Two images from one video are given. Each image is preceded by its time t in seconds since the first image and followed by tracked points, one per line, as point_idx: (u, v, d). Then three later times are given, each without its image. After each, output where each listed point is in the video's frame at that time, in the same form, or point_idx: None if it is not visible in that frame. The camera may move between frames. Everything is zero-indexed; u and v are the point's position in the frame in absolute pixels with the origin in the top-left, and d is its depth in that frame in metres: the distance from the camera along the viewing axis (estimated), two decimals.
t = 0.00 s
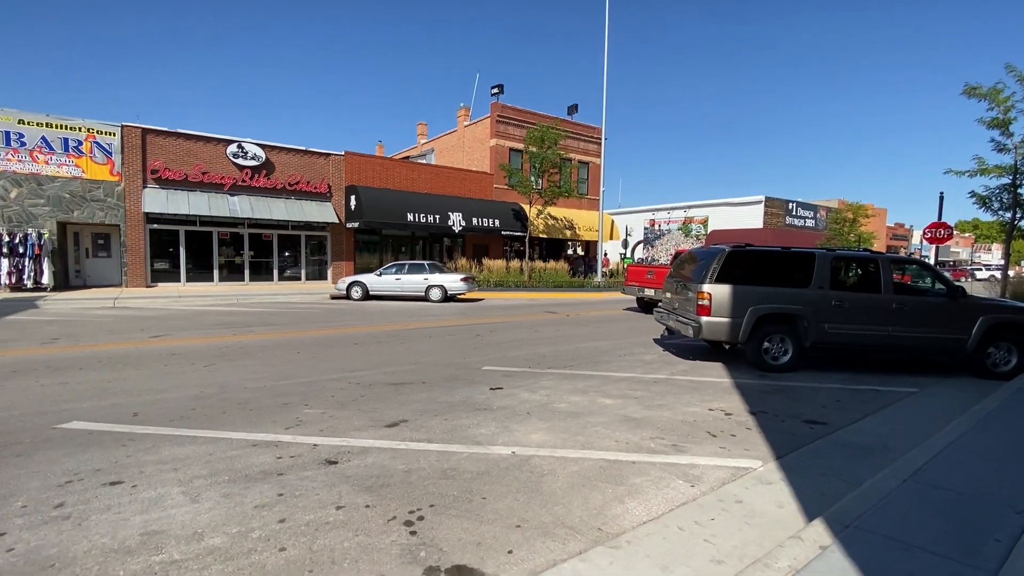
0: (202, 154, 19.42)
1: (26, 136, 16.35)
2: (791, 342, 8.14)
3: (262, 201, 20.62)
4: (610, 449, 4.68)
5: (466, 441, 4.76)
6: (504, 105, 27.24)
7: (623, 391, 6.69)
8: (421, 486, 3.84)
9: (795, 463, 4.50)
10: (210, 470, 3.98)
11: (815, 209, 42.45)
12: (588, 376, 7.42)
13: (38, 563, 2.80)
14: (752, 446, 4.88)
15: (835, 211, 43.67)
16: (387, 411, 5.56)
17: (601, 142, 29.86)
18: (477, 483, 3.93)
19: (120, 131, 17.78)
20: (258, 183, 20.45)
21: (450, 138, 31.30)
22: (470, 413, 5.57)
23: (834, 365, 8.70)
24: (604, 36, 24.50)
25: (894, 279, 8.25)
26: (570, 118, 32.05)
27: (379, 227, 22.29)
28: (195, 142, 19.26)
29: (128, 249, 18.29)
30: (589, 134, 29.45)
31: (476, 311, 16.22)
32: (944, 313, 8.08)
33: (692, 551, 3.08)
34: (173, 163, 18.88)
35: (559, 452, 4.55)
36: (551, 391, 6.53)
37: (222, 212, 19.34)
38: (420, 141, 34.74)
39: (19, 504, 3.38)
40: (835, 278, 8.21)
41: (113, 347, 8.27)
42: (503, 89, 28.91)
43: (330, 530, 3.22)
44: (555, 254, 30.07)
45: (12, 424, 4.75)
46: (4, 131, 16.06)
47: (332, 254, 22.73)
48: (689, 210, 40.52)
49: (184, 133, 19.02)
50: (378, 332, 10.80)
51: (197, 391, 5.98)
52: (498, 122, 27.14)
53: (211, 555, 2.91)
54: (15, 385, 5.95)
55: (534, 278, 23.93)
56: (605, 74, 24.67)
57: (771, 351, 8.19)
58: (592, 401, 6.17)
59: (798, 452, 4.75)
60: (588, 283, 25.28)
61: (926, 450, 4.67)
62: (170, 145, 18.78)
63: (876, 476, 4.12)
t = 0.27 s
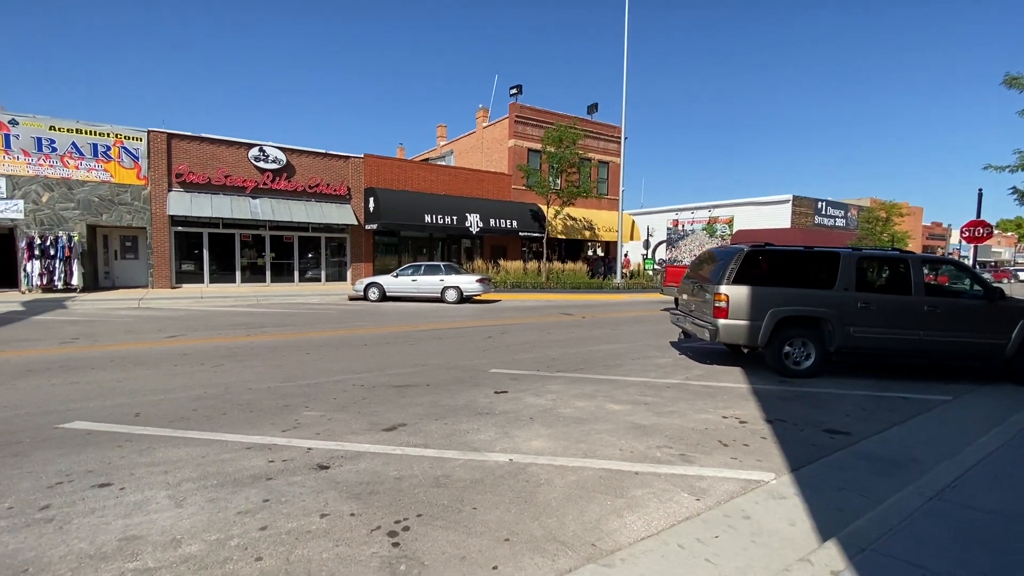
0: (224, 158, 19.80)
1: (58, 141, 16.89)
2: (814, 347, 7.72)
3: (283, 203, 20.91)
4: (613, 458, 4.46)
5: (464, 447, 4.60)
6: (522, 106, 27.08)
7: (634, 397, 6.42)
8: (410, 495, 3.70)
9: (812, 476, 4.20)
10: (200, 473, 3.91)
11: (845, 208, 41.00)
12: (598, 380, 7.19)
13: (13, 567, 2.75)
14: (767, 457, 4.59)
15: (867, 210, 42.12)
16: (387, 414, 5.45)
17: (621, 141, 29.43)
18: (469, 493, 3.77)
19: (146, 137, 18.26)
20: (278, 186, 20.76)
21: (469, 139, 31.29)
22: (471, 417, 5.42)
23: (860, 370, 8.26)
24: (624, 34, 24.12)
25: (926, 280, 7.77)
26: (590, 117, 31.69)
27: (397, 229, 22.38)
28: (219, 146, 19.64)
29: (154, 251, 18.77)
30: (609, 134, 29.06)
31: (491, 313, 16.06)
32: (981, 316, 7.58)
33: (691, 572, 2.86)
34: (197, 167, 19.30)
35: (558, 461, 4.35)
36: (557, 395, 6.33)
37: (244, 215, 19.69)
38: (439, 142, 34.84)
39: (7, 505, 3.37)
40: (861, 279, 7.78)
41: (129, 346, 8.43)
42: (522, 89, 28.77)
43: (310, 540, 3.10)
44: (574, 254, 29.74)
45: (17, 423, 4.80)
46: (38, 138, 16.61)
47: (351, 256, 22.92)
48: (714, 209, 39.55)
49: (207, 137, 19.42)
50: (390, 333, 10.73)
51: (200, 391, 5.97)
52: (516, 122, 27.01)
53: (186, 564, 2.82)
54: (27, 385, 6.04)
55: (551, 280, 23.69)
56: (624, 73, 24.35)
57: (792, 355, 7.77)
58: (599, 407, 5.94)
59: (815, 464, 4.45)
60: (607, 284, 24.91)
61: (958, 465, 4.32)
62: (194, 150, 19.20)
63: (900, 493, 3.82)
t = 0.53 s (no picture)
0: (247, 162, 20.18)
1: (88, 147, 17.46)
2: (837, 352, 7.33)
3: (303, 206, 21.18)
4: (615, 468, 4.25)
5: (460, 455, 4.45)
6: (541, 106, 26.89)
7: (644, 403, 6.17)
8: (399, 504, 3.57)
9: (828, 493, 3.92)
10: (190, 477, 3.87)
11: (877, 206, 39.56)
12: (608, 385, 6.96)
13: None
14: (781, 469, 4.32)
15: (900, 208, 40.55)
16: (387, 418, 5.34)
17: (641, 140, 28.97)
18: (460, 503, 3.62)
19: (172, 142, 18.74)
20: (299, 188, 21.04)
21: (488, 140, 31.25)
22: (472, 422, 5.27)
23: (889, 377, 7.82)
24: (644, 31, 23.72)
25: (960, 282, 7.31)
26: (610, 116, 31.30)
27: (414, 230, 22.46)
28: (241, 150, 20.03)
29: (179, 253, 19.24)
30: (629, 133, 28.65)
31: (506, 315, 15.89)
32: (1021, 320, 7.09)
33: None
34: (221, 171, 19.72)
35: (557, 471, 4.17)
36: (564, 401, 6.14)
37: (265, 217, 20.02)
38: (458, 144, 34.88)
39: None
40: (889, 281, 7.35)
41: (145, 346, 8.58)
42: (540, 89, 28.57)
43: (289, 551, 2.99)
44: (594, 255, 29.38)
45: (23, 423, 4.87)
46: (70, 144, 17.19)
47: (370, 257, 23.07)
48: (739, 209, 38.53)
49: (230, 141, 19.82)
50: (401, 334, 10.68)
51: (205, 392, 5.98)
52: (535, 123, 26.82)
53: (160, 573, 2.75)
54: (39, 385, 6.16)
55: (569, 281, 23.43)
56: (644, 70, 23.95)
57: (814, 360, 7.40)
58: (606, 413, 5.73)
59: (833, 479, 4.16)
60: (627, 286, 24.49)
61: (994, 483, 3.98)
62: (218, 154, 19.62)
63: (927, 513, 3.52)
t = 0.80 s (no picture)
0: (268, 166, 20.49)
1: (116, 153, 17.95)
2: (866, 358, 6.90)
3: (323, 209, 21.38)
4: (619, 481, 4.01)
5: (458, 463, 4.27)
6: (560, 106, 26.62)
7: (657, 411, 5.89)
8: (387, 516, 3.40)
9: (852, 511, 3.60)
10: (180, 482, 3.78)
11: (912, 205, 37.99)
12: (620, 390, 6.69)
13: None
14: (800, 484, 4.00)
15: (937, 207, 38.85)
16: (387, 423, 5.20)
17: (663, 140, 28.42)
18: (452, 516, 3.43)
19: (196, 147, 19.15)
20: (318, 192, 21.25)
21: (506, 142, 31.11)
22: (474, 429, 5.08)
23: (922, 385, 7.34)
24: (665, 28, 23.23)
25: (1001, 283, 6.81)
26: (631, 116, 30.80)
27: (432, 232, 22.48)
28: (263, 154, 20.34)
29: (202, 255, 19.64)
30: (650, 132, 28.15)
31: (522, 317, 15.67)
32: None
33: None
34: (243, 175, 20.05)
35: (558, 482, 3.95)
36: (572, 407, 5.90)
37: (286, 220, 20.28)
38: (477, 146, 34.86)
39: None
40: (924, 282, 6.88)
41: (160, 348, 8.67)
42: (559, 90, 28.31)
43: (268, 566, 2.84)
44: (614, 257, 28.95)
45: (28, 424, 4.88)
46: (99, 150, 17.69)
47: (388, 259, 23.16)
48: (765, 209, 37.45)
49: (252, 146, 20.15)
50: (413, 337, 10.59)
51: (209, 394, 5.95)
52: (553, 123, 26.58)
53: None
54: (52, 385, 6.25)
55: (588, 283, 23.09)
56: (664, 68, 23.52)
57: (840, 366, 6.98)
58: (616, 421, 5.47)
59: (857, 496, 3.84)
60: (647, 288, 24.01)
61: None
62: (240, 158, 19.96)
63: (964, 539, 3.18)
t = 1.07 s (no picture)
0: (289, 170, 20.79)
1: (143, 160, 18.45)
2: (896, 366, 6.48)
3: (342, 212, 21.59)
4: (622, 499, 3.77)
5: (455, 476, 4.11)
6: (579, 106, 26.33)
7: (669, 421, 5.61)
8: (374, 533, 3.25)
9: (877, 538, 3.29)
10: (169, 492, 3.71)
11: (949, 204, 36.35)
12: (632, 399, 6.42)
13: None
14: (821, 506, 3.70)
15: (977, 205, 37.09)
16: (387, 432, 5.07)
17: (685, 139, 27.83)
18: (441, 535, 3.26)
19: (219, 153, 19.55)
20: (338, 195, 21.47)
21: (525, 143, 30.94)
22: (475, 438, 4.90)
23: (958, 395, 6.86)
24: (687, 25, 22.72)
25: None
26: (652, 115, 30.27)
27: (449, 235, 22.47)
28: (283, 159, 20.65)
29: (225, 259, 20.02)
30: (671, 131, 27.62)
31: (538, 321, 15.44)
32: None
33: None
34: (264, 180, 20.39)
35: (556, 499, 3.74)
36: (579, 416, 5.67)
37: (305, 224, 20.54)
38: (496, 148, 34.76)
39: None
40: (960, 286, 6.42)
41: (174, 351, 8.76)
42: (578, 90, 27.99)
43: None
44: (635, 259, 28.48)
45: (33, 427, 4.91)
46: (127, 157, 18.20)
47: (406, 262, 23.22)
48: (792, 209, 36.29)
49: (273, 151, 20.48)
50: (425, 340, 10.48)
51: (213, 400, 5.92)
52: (572, 124, 26.27)
53: None
54: (63, 388, 6.32)
55: (607, 286, 22.72)
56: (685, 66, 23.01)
57: (868, 375, 6.57)
58: (624, 432, 5.22)
59: (884, 520, 3.52)
60: (668, 290, 23.49)
61: None
62: (261, 163, 20.30)
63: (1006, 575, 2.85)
